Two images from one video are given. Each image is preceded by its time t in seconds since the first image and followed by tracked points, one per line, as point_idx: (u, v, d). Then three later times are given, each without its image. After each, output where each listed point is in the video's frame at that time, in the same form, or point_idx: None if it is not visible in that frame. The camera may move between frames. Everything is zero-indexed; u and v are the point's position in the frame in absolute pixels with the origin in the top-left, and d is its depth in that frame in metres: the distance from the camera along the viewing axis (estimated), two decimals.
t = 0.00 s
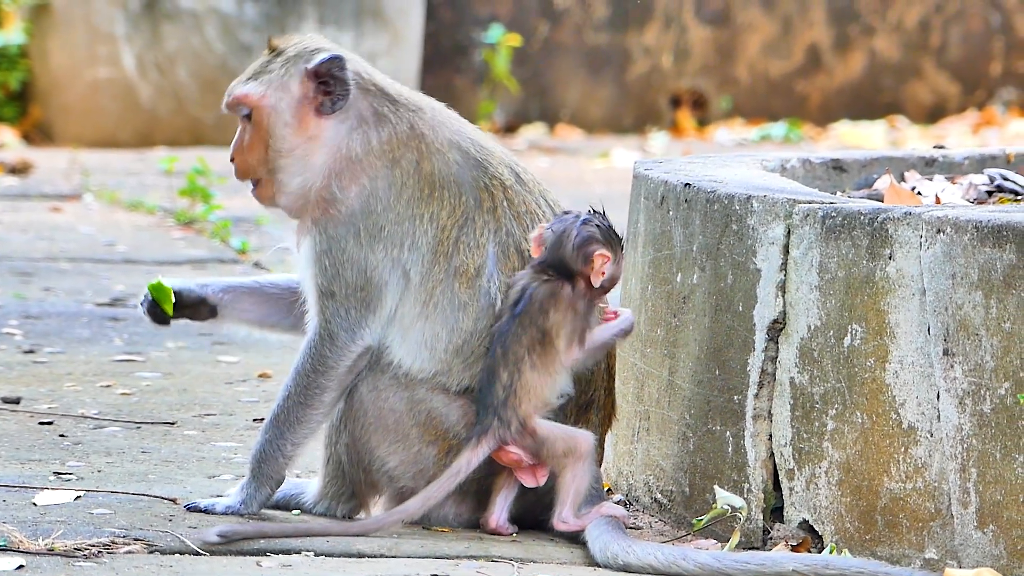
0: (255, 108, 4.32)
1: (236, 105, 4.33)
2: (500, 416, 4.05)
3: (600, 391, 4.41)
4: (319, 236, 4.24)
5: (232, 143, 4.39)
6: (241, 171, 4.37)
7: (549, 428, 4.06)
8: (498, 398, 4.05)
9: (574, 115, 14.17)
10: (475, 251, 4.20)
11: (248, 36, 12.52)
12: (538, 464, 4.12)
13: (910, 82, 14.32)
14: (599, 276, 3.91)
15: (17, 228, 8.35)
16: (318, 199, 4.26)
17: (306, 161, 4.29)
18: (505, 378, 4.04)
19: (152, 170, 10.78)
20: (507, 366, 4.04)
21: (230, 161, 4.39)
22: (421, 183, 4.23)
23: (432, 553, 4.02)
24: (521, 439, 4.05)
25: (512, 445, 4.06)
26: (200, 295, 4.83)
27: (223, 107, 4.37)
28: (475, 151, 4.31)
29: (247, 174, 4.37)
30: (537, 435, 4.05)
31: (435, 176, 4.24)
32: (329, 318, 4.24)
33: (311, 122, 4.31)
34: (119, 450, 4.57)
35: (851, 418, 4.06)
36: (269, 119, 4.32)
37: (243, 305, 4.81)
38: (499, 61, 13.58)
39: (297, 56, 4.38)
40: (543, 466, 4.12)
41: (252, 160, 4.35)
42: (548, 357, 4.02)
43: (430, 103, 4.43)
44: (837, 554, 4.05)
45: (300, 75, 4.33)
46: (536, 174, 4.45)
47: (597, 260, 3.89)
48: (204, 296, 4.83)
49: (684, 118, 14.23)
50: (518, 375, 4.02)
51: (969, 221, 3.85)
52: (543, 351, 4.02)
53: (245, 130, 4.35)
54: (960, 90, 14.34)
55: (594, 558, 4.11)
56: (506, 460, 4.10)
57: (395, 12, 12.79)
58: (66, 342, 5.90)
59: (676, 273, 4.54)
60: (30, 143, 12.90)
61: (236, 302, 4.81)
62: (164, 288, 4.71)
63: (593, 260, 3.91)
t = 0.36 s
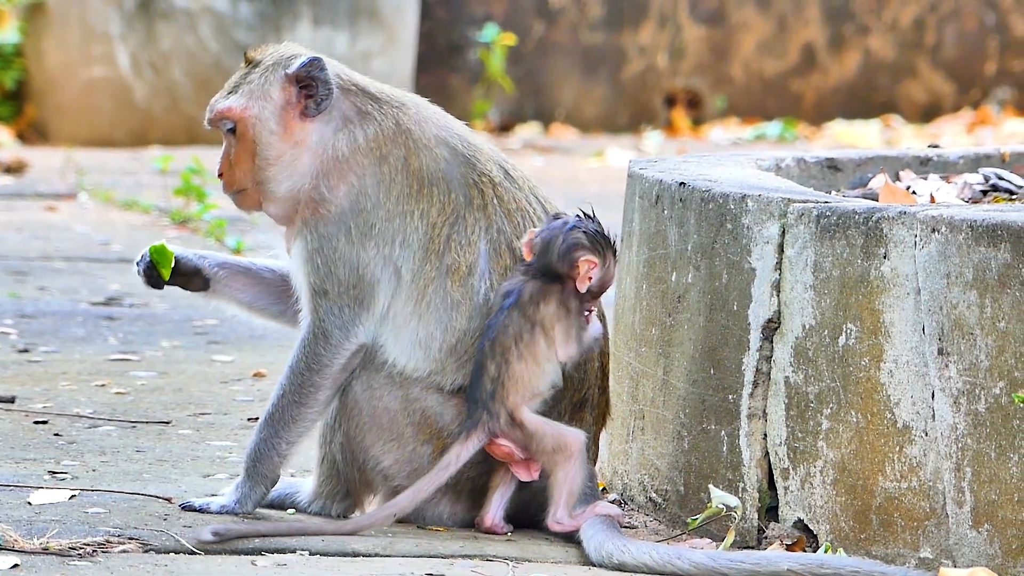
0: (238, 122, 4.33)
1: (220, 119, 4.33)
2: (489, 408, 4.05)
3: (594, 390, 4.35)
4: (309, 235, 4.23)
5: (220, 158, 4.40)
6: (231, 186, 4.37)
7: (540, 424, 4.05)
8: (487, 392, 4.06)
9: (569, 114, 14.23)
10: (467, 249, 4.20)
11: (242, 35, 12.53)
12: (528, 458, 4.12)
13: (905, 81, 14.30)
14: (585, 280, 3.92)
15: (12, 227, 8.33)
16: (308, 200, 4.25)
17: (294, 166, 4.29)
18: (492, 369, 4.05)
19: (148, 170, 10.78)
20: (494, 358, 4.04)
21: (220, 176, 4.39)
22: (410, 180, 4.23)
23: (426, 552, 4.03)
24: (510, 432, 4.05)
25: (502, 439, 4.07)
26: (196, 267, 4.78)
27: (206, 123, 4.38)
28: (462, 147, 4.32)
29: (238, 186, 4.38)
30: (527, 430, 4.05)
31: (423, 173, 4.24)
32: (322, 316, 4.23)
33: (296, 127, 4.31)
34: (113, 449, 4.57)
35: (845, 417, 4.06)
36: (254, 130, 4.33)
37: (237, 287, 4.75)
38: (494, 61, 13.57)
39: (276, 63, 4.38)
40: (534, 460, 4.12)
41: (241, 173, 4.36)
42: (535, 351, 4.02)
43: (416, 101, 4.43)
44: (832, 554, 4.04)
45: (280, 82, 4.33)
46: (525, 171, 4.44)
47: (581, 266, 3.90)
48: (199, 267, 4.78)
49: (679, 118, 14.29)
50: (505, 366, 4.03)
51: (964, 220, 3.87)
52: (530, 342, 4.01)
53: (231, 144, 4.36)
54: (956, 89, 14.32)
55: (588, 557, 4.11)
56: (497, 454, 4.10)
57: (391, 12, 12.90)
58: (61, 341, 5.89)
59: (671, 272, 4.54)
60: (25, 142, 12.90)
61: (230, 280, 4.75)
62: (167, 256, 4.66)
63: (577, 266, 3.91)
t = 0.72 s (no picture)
0: (229, 124, 4.33)
1: (210, 122, 4.34)
2: (494, 417, 4.04)
3: (588, 389, 4.35)
4: (301, 235, 4.23)
5: (211, 160, 4.41)
6: (223, 188, 4.38)
7: (546, 431, 4.05)
8: (491, 400, 4.04)
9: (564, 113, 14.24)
10: (459, 248, 4.20)
11: (236, 34, 12.55)
12: (531, 465, 4.12)
13: (899, 81, 14.27)
14: (586, 299, 3.88)
15: (5, 226, 8.32)
16: (299, 201, 4.25)
17: (287, 167, 4.30)
18: (497, 377, 4.03)
19: (141, 168, 10.77)
20: (499, 367, 4.02)
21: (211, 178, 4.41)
22: (402, 179, 4.23)
23: (420, 552, 4.03)
24: (517, 441, 4.04)
25: (507, 446, 4.06)
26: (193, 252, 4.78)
27: (197, 125, 4.39)
28: (454, 146, 4.32)
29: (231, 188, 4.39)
30: (534, 437, 4.05)
31: (415, 172, 4.24)
32: (316, 315, 4.23)
33: (287, 129, 4.32)
34: (107, 447, 4.57)
35: (839, 417, 4.06)
36: (245, 132, 4.33)
37: (231, 277, 4.74)
38: (489, 60, 13.61)
39: (268, 65, 4.39)
40: (536, 466, 4.13)
41: (233, 176, 4.36)
42: (539, 365, 4.01)
43: (408, 100, 4.43)
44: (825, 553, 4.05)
45: (272, 83, 4.34)
46: (518, 170, 4.44)
47: (580, 288, 3.86)
48: (196, 253, 4.79)
49: (673, 117, 14.27)
50: (510, 375, 4.01)
51: (958, 220, 3.87)
52: (535, 353, 4.00)
53: (223, 146, 4.36)
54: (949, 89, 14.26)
55: (582, 556, 4.11)
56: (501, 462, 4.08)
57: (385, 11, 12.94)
58: (55, 340, 5.89)
59: (666, 271, 4.54)
60: (19, 140, 12.84)
61: (225, 269, 4.75)
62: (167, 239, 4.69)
63: (578, 287, 3.87)
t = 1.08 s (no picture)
0: (220, 123, 4.34)
1: (201, 121, 4.35)
2: (492, 434, 4.03)
3: (581, 389, 4.33)
4: (294, 235, 4.23)
5: (202, 158, 4.43)
6: (214, 185, 4.40)
7: (540, 439, 4.08)
8: (491, 416, 4.03)
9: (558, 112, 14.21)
10: (452, 247, 4.20)
11: (231, 32, 12.59)
12: (527, 477, 4.13)
13: (894, 79, 14.32)
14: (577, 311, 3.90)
15: None
16: (290, 200, 4.26)
17: (275, 166, 4.30)
18: (498, 394, 4.02)
19: (136, 166, 10.77)
20: (499, 384, 4.01)
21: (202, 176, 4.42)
22: (393, 178, 4.23)
23: (414, 550, 4.03)
24: (515, 455, 4.05)
25: (505, 463, 4.06)
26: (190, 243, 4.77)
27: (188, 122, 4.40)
28: (446, 145, 4.32)
29: (220, 186, 4.41)
30: (530, 449, 4.06)
31: (407, 171, 4.24)
32: (310, 314, 4.23)
33: (277, 128, 4.32)
34: (101, 445, 4.57)
35: (833, 415, 4.06)
36: (235, 132, 4.34)
37: (227, 269, 4.74)
38: (483, 58, 13.60)
39: (260, 64, 4.39)
40: (532, 477, 4.14)
41: (224, 174, 4.38)
42: (540, 386, 4.02)
43: (401, 99, 4.43)
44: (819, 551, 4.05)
45: (263, 83, 4.34)
46: (510, 168, 4.44)
47: (567, 303, 3.88)
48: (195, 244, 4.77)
49: (667, 115, 14.25)
50: (511, 393, 4.00)
51: (952, 218, 3.87)
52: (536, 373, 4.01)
53: (213, 144, 4.38)
54: (944, 87, 14.35)
55: (575, 555, 4.11)
56: (499, 478, 4.09)
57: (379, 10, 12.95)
58: (48, 338, 5.89)
59: (659, 270, 4.54)
60: (13, 139, 12.78)
61: (221, 261, 4.74)
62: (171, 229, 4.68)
63: (565, 303, 3.90)
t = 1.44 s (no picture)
0: (207, 111, 4.33)
1: (190, 104, 4.34)
2: (471, 420, 4.00)
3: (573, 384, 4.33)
4: (282, 233, 4.24)
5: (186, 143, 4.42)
6: (195, 172, 4.39)
7: (520, 430, 4.02)
8: (470, 404, 3.99)
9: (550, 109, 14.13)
10: (442, 246, 4.20)
11: (222, 29, 12.62)
12: (510, 469, 4.07)
13: (886, 78, 14.36)
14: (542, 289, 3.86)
15: None
16: (273, 198, 4.26)
17: (258, 163, 4.30)
18: (479, 383, 3.99)
19: (128, 163, 10.77)
20: (481, 374, 3.98)
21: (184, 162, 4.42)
22: (383, 177, 4.23)
23: (406, 547, 4.03)
24: (494, 443, 4.00)
25: (482, 450, 4.02)
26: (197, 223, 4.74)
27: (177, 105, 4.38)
28: (437, 145, 4.32)
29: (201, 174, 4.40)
30: (510, 440, 4.01)
31: (397, 170, 4.24)
32: (302, 312, 4.23)
33: (264, 125, 4.31)
34: (93, 443, 4.56)
35: (825, 413, 4.06)
36: (221, 122, 4.32)
37: (231, 253, 4.74)
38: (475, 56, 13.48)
39: (255, 58, 4.37)
40: (515, 470, 4.08)
41: (205, 163, 4.37)
42: (524, 374, 3.98)
43: (393, 98, 4.42)
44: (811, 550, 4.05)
45: (255, 78, 4.32)
46: (501, 166, 4.44)
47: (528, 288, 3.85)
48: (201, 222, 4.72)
49: (659, 113, 14.20)
50: (492, 381, 3.97)
51: (944, 216, 3.86)
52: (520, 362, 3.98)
53: (198, 131, 4.36)
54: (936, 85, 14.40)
55: (568, 553, 4.11)
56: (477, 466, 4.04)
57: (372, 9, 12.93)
58: (41, 335, 5.89)
59: (652, 268, 4.54)
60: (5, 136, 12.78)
61: (225, 244, 4.74)
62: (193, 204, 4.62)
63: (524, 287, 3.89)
